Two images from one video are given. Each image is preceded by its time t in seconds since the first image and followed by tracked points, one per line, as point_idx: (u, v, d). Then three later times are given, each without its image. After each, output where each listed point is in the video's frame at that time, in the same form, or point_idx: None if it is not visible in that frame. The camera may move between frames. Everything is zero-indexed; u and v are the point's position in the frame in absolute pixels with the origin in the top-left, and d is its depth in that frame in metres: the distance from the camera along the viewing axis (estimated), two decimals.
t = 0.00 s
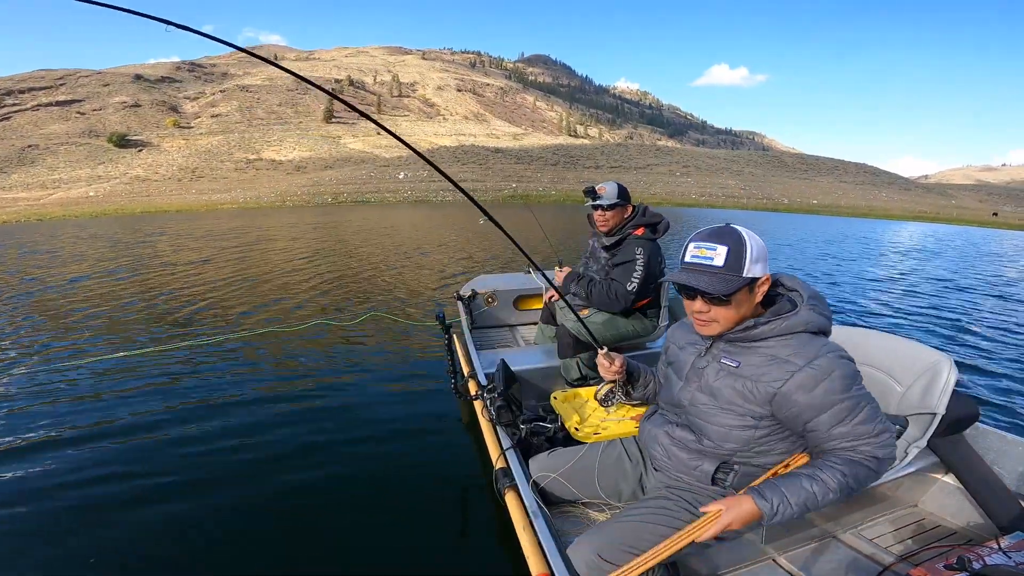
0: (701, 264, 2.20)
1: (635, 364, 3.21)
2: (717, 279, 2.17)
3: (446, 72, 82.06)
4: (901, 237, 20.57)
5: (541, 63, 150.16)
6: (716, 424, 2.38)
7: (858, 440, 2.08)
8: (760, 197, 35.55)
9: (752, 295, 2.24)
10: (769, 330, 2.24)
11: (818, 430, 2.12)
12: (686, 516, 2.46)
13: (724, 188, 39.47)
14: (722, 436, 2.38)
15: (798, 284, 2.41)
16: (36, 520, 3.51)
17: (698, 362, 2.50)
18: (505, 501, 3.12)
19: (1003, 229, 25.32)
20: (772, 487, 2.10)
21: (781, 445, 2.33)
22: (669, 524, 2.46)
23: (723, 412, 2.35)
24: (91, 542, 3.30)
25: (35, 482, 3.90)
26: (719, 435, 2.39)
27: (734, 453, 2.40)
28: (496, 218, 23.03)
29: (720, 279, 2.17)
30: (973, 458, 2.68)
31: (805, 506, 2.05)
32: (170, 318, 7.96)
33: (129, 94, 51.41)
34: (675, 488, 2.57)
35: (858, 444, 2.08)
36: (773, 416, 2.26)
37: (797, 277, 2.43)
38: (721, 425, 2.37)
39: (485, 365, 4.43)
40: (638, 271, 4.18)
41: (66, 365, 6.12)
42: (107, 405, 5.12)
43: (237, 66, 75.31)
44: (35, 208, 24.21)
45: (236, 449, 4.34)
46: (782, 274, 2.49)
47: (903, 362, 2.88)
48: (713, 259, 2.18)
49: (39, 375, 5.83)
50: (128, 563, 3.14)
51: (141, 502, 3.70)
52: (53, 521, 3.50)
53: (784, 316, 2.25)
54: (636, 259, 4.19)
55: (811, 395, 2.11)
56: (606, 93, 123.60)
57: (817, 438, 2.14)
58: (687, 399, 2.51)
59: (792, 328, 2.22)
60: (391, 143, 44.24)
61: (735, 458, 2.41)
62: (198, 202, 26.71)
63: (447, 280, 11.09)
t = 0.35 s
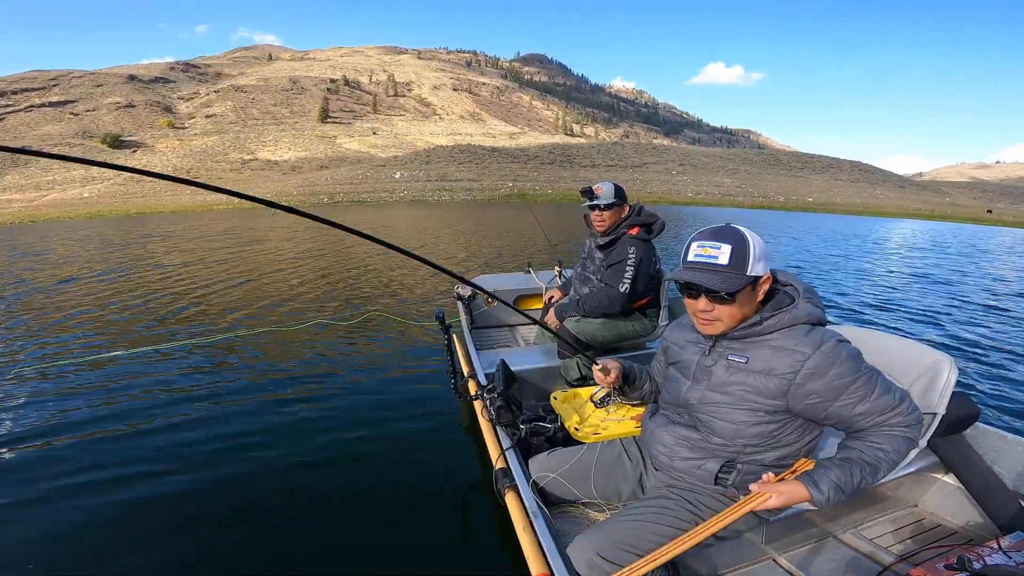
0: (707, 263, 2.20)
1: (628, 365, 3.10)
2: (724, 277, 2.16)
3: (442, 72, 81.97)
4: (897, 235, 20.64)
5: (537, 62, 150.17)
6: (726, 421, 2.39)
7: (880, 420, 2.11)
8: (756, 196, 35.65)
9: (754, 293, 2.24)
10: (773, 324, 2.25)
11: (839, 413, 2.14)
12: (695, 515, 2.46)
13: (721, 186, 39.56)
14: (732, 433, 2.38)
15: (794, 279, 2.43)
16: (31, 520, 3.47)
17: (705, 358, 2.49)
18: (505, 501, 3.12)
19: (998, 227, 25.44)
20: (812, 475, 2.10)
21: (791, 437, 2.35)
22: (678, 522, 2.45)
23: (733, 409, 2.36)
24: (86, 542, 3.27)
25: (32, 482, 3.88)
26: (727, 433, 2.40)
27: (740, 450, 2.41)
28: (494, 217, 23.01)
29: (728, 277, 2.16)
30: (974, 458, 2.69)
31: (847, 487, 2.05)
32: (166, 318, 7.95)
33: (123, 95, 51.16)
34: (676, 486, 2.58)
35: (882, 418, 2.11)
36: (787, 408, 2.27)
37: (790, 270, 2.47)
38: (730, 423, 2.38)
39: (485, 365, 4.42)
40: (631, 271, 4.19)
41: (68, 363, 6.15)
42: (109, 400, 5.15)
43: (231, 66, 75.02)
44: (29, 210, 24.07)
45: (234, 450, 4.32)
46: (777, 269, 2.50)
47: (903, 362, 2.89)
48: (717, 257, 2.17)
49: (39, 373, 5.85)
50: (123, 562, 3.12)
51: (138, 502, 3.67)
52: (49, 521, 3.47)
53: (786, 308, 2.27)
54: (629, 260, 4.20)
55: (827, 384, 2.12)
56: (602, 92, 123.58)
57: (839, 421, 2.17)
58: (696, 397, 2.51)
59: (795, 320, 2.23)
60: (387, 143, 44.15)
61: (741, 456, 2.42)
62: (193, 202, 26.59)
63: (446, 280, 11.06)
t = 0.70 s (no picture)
0: (719, 261, 2.20)
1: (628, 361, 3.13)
2: (736, 275, 2.16)
3: (442, 72, 81.95)
4: (895, 237, 20.70)
5: (536, 62, 150.34)
6: (727, 422, 2.39)
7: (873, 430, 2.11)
8: (755, 197, 35.71)
9: (764, 293, 2.24)
10: (780, 328, 2.26)
11: (833, 421, 2.15)
12: (694, 513, 2.46)
13: (719, 188, 39.62)
14: (732, 434, 2.39)
15: (802, 283, 2.43)
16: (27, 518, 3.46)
17: (709, 358, 2.48)
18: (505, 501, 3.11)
19: (995, 230, 25.51)
20: (799, 483, 2.10)
21: (790, 441, 2.35)
22: (676, 521, 2.46)
23: (734, 410, 2.36)
24: (86, 539, 3.28)
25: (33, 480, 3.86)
26: (727, 434, 2.40)
27: (741, 452, 2.41)
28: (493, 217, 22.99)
29: (741, 276, 2.16)
30: (973, 458, 2.70)
31: (836, 497, 2.06)
32: (161, 316, 7.92)
33: (122, 93, 51.02)
34: (679, 487, 2.57)
35: (873, 431, 2.12)
36: (787, 412, 2.27)
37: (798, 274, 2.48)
38: (731, 424, 2.38)
39: (485, 365, 4.42)
40: (630, 271, 4.18)
41: (68, 360, 6.11)
42: (112, 398, 5.13)
43: (230, 65, 74.89)
44: (26, 207, 23.99)
45: (233, 448, 4.31)
46: (787, 272, 2.50)
47: (902, 361, 2.91)
48: (731, 256, 2.17)
49: (34, 371, 5.80)
50: (120, 560, 3.11)
51: (136, 500, 3.66)
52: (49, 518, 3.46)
53: (794, 312, 2.27)
54: (628, 259, 4.20)
55: (827, 390, 2.13)
56: (601, 93, 123.61)
57: (831, 429, 2.18)
58: (697, 396, 2.51)
59: (802, 325, 2.24)
60: (386, 143, 44.11)
61: (741, 457, 2.42)
62: (191, 200, 26.52)
63: (445, 280, 11.05)
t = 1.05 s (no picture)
0: (722, 261, 2.20)
1: (632, 355, 3.15)
2: (739, 276, 2.17)
3: (442, 72, 81.99)
4: (895, 237, 20.69)
5: (537, 63, 150.46)
6: (725, 425, 2.38)
7: (868, 442, 2.09)
8: (755, 198, 35.73)
9: (768, 295, 2.24)
10: (782, 331, 2.26)
11: (823, 431, 2.14)
12: (692, 514, 2.46)
13: (719, 188, 39.67)
14: (730, 437, 2.38)
15: (807, 286, 2.42)
16: (29, 520, 3.47)
17: (710, 360, 2.47)
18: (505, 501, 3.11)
19: (995, 230, 25.54)
20: (787, 497, 2.10)
21: (787, 447, 2.33)
22: (674, 522, 2.46)
23: (732, 413, 2.35)
24: (88, 541, 3.28)
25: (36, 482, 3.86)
26: (725, 437, 2.39)
27: (738, 455, 2.40)
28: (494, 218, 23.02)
29: (744, 277, 2.16)
30: (972, 459, 2.71)
31: (816, 513, 2.06)
32: (161, 318, 7.93)
33: (122, 93, 51.06)
34: (678, 488, 2.57)
35: (859, 447, 2.11)
36: (783, 418, 2.25)
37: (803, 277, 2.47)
38: (730, 427, 2.37)
39: (485, 364, 4.42)
40: (629, 270, 4.19)
41: (66, 362, 6.12)
42: (109, 401, 5.12)
43: (230, 65, 74.89)
44: (26, 207, 24.01)
45: (233, 449, 4.32)
46: (791, 274, 2.49)
47: (904, 360, 2.91)
48: (735, 256, 2.17)
49: (34, 373, 5.82)
50: (121, 562, 3.11)
51: (136, 501, 3.66)
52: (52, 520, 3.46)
53: (795, 316, 2.26)
54: (628, 259, 4.20)
55: (823, 396, 2.11)
56: (601, 94, 123.67)
57: (821, 440, 2.17)
58: (696, 398, 2.50)
59: (805, 330, 2.23)
60: (386, 143, 44.15)
61: (740, 459, 2.41)
62: (191, 201, 26.53)
63: (445, 280, 11.06)
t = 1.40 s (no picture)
0: (722, 262, 2.20)
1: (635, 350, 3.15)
2: (739, 278, 2.16)
3: (444, 72, 82.07)
4: (897, 236, 20.65)
5: (538, 62, 150.56)
6: (725, 426, 2.38)
7: (866, 446, 2.09)
8: (756, 197, 35.70)
9: (768, 296, 2.24)
10: (784, 332, 2.25)
11: (825, 433, 2.13)
12: (692, 515, 2.46)
13: (721, 188, 39.65)
14: (729, 438, 2.38)
15: (809, 287, 2.40)
16: (32, 518, 3.48)
17: (711, 361, 2.47)
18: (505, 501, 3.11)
19: (997, 229, 25.51)
20: (784, 500, 2.10)
21: (787, 448, 2.32)
22: (675, 522, 2.46)
23: (732, 415, 2.35)
24: (90, 539, 3.29)
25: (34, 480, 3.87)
26: (726, 438, 2.39)
27: (739, 456, 2.40)
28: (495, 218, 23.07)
29: (744, 278, 2.16)
30: (973, 459, 2.70)
31: (815, 516, 2.06)
32: (162, 318, 7.96)
33: (125, 94, 51.23)
34: (678, 489, 2.56)
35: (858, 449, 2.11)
36: (784, 419, 2.25)
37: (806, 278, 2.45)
38: (729, 428, 2.37)
39: (485, 364, 4.42)
40: (629, 271, 4.18)
41: (66, 362, 6.15)
42: (108, 402, 5.13)
43: (232, 66, 75.06)
44: (30, 209, 24.11)
45: (233, 448, 4.32)
46: (793, 275, 2.47)
47: (904, 361, 2.90)
48: (734, 257, 2.17)
49: (33, 373, 5.85)
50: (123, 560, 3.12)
51: (139, 500, 3.67)
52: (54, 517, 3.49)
53: (797, 318, 2.25)
54: (628, 259, 4.20)
55: (823, 398, 2.11)
56: (602, 93, 123.56)
57: (822, 442, 2.16)
58: (697, 398, 2.49)
59: (807, 331, 2.22)
60: (388, 143, 44.21)
61: (741, 460, 2.41)
62: (193, 202, 26.59)
63: (446, 280, 11.09)
